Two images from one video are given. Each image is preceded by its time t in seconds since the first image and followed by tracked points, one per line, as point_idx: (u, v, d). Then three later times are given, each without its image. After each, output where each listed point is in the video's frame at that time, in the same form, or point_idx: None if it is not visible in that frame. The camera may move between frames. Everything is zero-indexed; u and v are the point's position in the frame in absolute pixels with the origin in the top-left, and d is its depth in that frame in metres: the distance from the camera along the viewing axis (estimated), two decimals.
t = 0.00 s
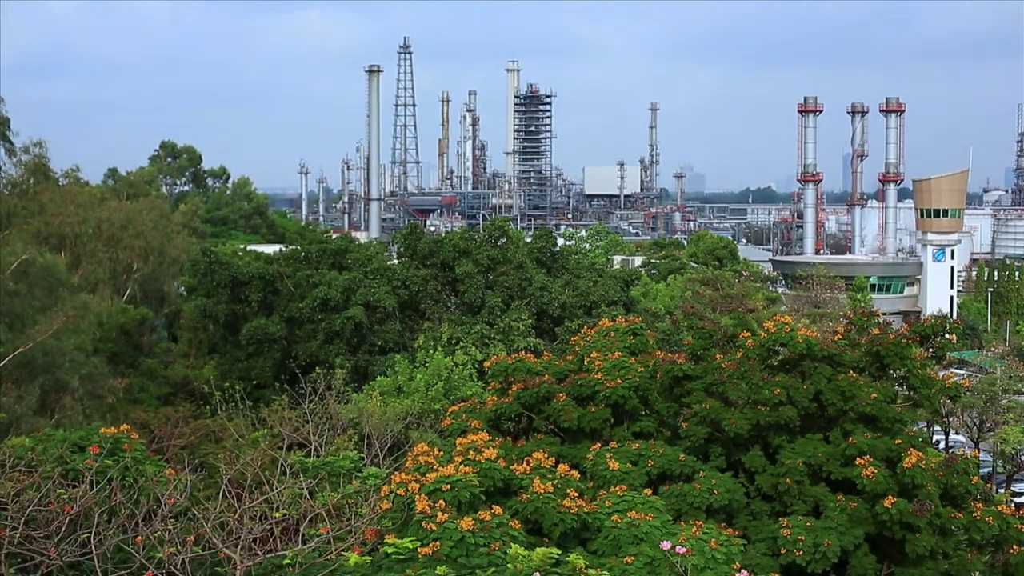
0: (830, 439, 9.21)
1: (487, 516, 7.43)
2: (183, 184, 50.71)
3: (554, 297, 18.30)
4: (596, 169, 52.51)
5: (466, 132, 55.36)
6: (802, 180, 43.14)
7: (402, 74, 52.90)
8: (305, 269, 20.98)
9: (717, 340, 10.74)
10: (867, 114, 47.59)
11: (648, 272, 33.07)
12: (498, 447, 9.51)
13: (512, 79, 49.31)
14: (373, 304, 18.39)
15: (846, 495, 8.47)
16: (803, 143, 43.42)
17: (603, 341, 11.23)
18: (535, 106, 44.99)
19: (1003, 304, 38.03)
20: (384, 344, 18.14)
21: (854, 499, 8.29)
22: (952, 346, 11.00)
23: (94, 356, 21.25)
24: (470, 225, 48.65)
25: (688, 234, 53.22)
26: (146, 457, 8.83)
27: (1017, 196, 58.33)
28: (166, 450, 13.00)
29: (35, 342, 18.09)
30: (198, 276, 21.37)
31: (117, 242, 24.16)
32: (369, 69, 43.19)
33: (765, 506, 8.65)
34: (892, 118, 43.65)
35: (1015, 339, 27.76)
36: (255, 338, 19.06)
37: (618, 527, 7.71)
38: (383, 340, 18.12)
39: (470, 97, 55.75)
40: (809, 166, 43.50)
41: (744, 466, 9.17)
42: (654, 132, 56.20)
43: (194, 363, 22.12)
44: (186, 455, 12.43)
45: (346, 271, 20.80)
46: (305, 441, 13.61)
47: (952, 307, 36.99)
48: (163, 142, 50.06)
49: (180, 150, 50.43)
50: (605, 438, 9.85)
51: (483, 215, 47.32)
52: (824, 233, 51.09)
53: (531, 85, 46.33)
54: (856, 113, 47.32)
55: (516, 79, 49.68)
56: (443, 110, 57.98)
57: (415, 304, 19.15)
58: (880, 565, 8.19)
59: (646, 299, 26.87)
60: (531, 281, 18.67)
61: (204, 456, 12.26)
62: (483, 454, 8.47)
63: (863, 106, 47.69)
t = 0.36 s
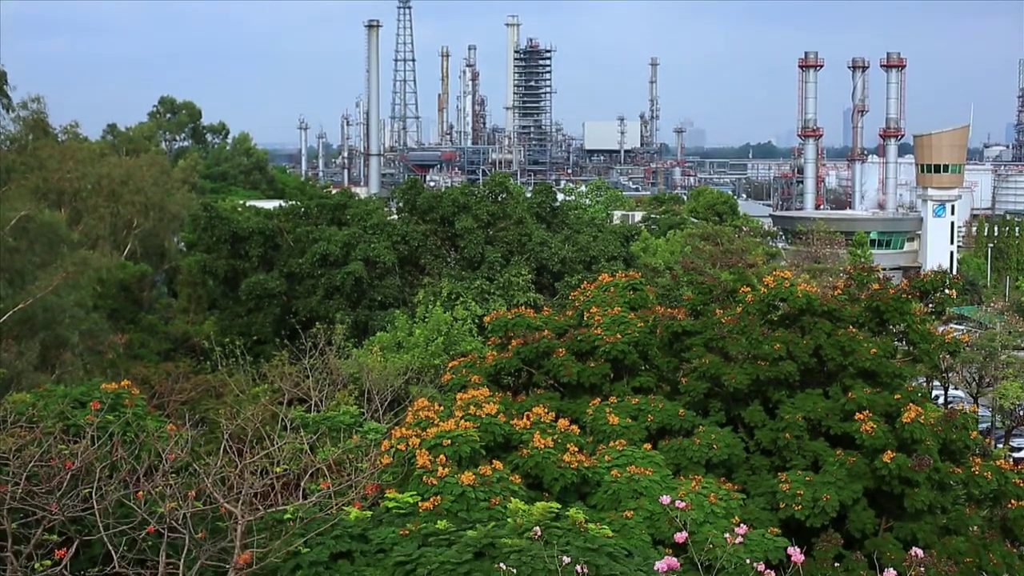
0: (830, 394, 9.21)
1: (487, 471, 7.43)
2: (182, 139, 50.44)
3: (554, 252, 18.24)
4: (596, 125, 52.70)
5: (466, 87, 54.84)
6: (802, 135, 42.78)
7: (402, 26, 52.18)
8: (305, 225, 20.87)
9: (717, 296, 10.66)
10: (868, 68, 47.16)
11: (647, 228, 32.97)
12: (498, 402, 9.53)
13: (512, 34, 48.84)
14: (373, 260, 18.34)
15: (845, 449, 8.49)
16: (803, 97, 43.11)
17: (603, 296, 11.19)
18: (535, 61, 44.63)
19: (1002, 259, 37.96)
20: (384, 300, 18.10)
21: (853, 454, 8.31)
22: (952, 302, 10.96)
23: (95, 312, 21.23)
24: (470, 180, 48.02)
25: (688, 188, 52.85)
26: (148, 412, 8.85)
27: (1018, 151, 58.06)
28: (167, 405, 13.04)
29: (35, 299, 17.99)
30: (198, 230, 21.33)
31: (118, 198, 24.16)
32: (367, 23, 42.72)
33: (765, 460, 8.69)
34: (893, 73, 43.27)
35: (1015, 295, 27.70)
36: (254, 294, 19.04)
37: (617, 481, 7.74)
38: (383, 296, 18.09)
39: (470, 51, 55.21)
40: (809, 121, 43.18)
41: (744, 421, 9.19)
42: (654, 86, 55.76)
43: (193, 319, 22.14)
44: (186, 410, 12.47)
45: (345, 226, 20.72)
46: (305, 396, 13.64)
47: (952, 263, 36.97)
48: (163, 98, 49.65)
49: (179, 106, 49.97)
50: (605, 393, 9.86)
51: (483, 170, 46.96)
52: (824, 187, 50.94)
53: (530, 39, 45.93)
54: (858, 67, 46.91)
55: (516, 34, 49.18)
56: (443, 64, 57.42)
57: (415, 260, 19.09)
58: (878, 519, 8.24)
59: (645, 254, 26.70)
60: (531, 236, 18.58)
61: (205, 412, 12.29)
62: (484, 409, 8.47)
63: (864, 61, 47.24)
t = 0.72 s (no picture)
0: (830, 348, 9.21)
1: (488, 426, 7.46)
2: (181, 94, 50.17)
3: (554, 207, 18.13)
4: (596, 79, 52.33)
5: (466, 41, 54.32)
6: (803, 90, 42.47)
7: None
8: (304, 179, 20.78)
9: (718, 250, 10.59)
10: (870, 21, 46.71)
11: (648, 182, 32.82)
12: (498, 356, 9.54)
13: None
14: (373, 215, 18.24)
15: (845, 404, 8.50)
16: (804, 51, 42.78)
17: (603, 250, 11.15)
18: (535, 15, 44.12)
19: (1003, 214, 37.85)
20: (385, 255, 18.01)
21: (852, 408, 8.33)
22: (953, 257, 10.91)
23: (95, 267, 21.19)
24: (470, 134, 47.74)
25: (688, 143, 52.18)
26: (149, 367, 8.86)
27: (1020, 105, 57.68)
28: (167, 360, 13.06)
29: (35, 255, 17.96)
30: (198, 185, 21.25)
31: (118, 153, 24.04)
32: None
33: (765, 415, 8.71)
34: (896, 26, 42.88)
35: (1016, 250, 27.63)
36: (255, 247, 19.09)
37: (617, 435, 7.76)
38: (383, 251, 18.00)
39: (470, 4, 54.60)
40: (809, 75, 42.84)
41: (744, 375, 9.20)
42: (655, 40, 55.27)
43: (193, 274, 22.11)
44: (188, 364, 12.49)
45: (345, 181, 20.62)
46: (306, 351, 13.66)
47: (952, 219, 36.78)
48: (162, 52, 49.24)
49: (178, 60, 49.62)
50: (605, 347, 9.88)
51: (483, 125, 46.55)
52: (824, 142, 50.68)
53: None
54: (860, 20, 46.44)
55: None
56: (443, 17, 56.82)
57: (415, 215, 19.02)
58: (877, 473, 8.27)
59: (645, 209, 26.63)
60: (531, 191, 18.48)
61: (207, 367, 12.30)
62: (484, 363, 8.46)
63: (867, 14, 46.75)
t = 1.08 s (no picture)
0: (831, 307, 9.19)
1: (488, 386, 7.46)
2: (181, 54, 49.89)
3: (555, 165, 18.02)
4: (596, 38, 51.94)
5: None
6: (805, 49, 42.09)
7: None
8: (305, 138, 20.64)
9: (718, 210, 10.52)
10: None
11: (650, 142, 32.62)
12: (499, 316, 9.53)
13: None
14: (373, 174, 18.16)
15: (845, 363, 8.50)
16: (806, 9, 42.33)
17: (604, 210, 11.09)
18: None
19: (1004, 173, 37.66)
20: (385, 214, 17.93)
21: (852, 367, 8.34)
22: (954, 216, 10.85)
23: (95, 226, 21.13)
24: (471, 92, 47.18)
25: (688, 102, 51.79)
26: (150, 327, 8.85)
27: None
28: (168, 319, 13.06)
29: (35, 215, 17.87)
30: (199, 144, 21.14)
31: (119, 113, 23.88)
32: None
33: (765, 373, 8.72)
34: None
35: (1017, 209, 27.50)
36: (256, 204, 19.03)
37: (617, 395, 7.76)
38: (383, 210, 17.92)
39: None
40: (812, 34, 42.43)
41: (744, 334, 9.20)
42: None
43: (193, 234, 22.06)
44: (188, 324, 12.48)
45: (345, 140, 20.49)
46: (307, 311, 13.65)
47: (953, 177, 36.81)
48: (161, 11, 48.78)
49: (178, 19, 49.17)
50: (606, 307, 9.87)
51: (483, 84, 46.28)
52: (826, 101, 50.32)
53: None
54: None
55: None
56: None
57: (416, 174, 18.92)
58: (877, 432, 8.29)
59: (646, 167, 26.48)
60: (531, 150, 18.37)
61: (207, 326, 12.28)
62: (484, 322, 8.45)
63: None
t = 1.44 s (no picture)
0: (831, 269, 9.17)
1: (489, 347, 7.45)
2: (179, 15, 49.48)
3: (555, 127, 17.91)
4: None
5: None
6: (806, 10, 41.75)
7: None
8: (305, 99, 20.51)
9: (718, 171, 10.44)
10: None
11: (651, 103, 32.40)
12: (499, 277, 9.51)
13: None
14: (372, 136, 18.06)
15: (845, 324, 8.50)
16: None
17: (604, 171, 11.02)
18: None
19: (1005, 135, 37.46)
20: (385, 175, 17.85)
21: (852, 329, 8.33)
22: (955, 177, 10.79)
23: (95, 189, 21.05)
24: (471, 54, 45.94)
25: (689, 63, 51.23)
26: (150, 289, 8.84)
27: None
28: (169, 281, 13.05)
29: (34, 177, 17.76)
30: (198, 105, 21.00)
31: (118, 75, 23.71)
32: None
33: (765, 335, 8.71)
34: None
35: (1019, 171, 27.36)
36: (258, 165, 19.08)
37: (617, 356, 7.76)
38: (383, 171, 17.84)
39: None
40: None
41: (744, 296, 9.18)
42: None
43: (193, 196, 21.99)
44: (188, 286, 12.46)
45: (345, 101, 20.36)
46: (307, 273, 13.62)
47: (954, 139, 36.38)
48: None
49: None
50: (606, 269, 9.85)
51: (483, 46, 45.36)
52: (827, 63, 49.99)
53: None
54: None
55: None
56: None
57: (416, 135, 18.81)
58: (877, 394, 8.30)
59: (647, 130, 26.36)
60: (531, 111, 18.26)
61: (208, 288, 12.27)
62: (484, 283, 8.43)
63: None
